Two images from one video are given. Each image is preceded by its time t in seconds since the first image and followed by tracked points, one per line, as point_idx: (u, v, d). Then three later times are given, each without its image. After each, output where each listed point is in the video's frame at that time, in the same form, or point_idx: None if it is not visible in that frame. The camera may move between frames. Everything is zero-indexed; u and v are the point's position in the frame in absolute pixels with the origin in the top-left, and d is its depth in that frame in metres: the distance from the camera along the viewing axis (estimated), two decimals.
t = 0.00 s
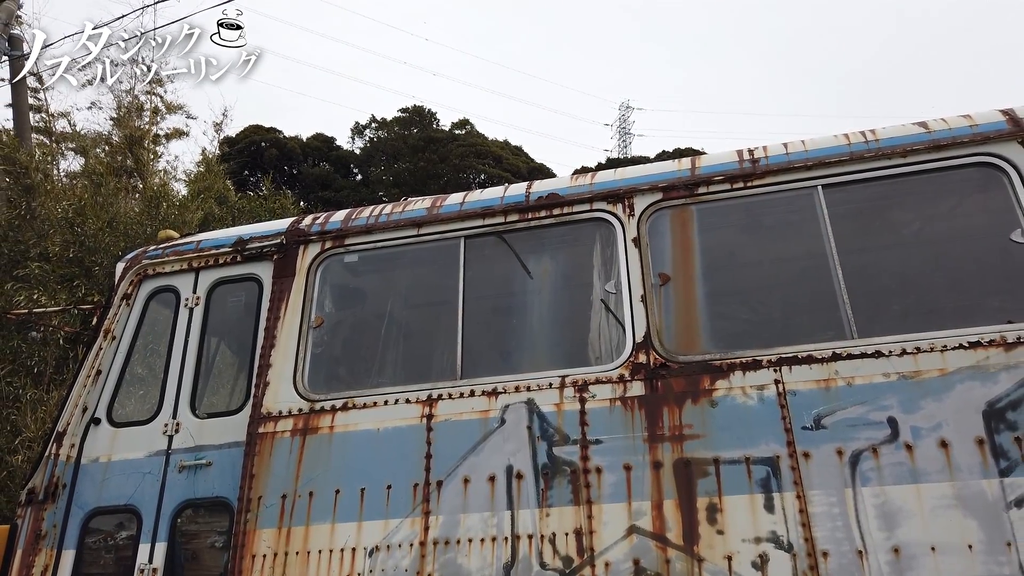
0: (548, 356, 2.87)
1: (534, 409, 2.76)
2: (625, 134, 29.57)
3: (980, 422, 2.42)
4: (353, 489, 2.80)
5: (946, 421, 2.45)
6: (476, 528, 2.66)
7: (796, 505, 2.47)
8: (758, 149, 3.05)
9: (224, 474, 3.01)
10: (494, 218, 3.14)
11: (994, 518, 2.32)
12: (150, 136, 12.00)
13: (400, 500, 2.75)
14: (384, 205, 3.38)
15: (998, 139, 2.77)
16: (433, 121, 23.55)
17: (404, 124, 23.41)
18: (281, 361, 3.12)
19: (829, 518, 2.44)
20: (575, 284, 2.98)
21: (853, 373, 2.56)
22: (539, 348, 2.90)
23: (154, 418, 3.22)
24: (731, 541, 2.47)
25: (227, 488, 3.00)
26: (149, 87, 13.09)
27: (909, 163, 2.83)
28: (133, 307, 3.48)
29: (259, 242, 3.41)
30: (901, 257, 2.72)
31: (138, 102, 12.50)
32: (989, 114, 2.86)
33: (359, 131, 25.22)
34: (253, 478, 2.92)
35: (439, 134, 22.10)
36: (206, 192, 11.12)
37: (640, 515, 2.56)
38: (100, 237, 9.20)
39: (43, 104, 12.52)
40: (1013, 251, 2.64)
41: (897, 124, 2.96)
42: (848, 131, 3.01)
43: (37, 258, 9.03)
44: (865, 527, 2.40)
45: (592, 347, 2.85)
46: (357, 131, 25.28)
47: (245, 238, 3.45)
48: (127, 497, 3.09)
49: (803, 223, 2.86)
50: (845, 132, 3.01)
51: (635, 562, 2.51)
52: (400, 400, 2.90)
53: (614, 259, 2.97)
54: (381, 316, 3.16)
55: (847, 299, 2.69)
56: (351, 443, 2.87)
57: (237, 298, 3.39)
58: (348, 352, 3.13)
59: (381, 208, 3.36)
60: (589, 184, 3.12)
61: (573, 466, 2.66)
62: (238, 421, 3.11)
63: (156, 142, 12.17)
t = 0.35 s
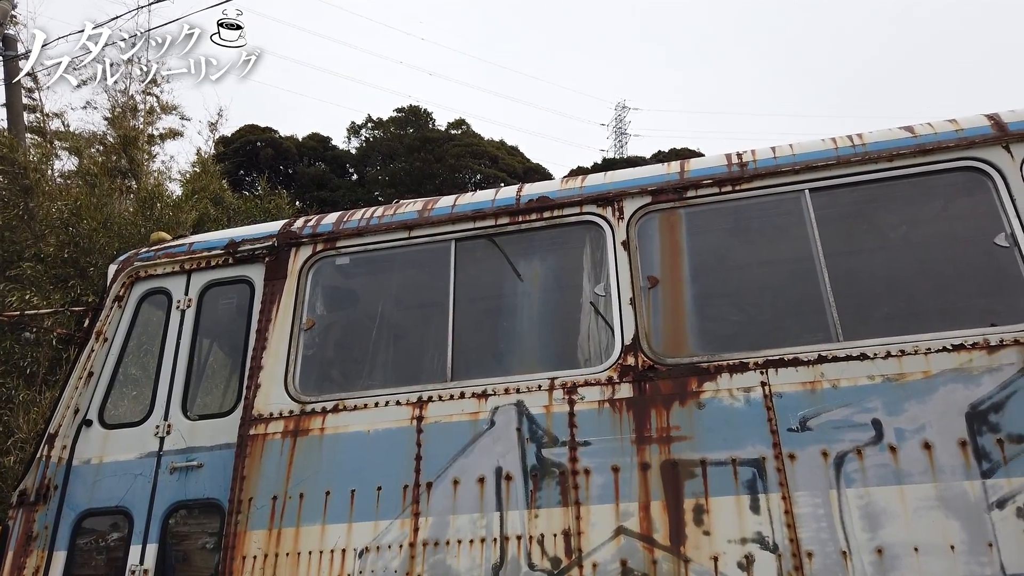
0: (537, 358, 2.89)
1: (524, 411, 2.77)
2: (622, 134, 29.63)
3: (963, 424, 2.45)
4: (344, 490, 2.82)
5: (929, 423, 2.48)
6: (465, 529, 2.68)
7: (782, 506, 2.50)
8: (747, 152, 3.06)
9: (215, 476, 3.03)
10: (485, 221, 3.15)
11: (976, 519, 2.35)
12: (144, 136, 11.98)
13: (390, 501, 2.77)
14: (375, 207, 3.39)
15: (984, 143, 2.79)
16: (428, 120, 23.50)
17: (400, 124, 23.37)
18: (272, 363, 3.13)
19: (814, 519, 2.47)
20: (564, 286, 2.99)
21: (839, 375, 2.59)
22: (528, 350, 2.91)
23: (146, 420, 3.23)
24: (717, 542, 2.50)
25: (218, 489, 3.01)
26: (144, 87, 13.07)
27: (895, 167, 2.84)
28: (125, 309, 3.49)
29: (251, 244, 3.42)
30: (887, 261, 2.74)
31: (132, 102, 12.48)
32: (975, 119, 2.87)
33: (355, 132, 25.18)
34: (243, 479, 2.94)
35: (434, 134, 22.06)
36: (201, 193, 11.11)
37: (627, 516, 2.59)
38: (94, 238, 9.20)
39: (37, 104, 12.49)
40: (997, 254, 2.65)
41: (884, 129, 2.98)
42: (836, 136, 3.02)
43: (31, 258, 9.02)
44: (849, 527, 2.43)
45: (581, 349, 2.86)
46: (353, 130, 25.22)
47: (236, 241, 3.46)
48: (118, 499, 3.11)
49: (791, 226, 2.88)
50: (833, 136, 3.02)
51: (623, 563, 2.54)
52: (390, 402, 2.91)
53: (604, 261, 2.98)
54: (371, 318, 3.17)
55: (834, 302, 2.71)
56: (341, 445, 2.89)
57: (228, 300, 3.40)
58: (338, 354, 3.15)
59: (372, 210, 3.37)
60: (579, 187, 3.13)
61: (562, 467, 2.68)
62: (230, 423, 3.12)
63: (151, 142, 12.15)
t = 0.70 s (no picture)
0: (503, 360, 2.90)
1: (489, 412, 2.79)
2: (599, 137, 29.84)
3: (915, 428, 2.52)
4: (307, 490, 2.81)
5: (883, 428, 2.54)
6: (427, 529, 2.69)
7: (739, 507, 2.55)
8: (712, 159, 3.11)
9: (175, 475, 2.99)
10: (454, 222, 3.16)
11: (925, 521, 2.42)
12: (111, 129, 11.78)
13: (353, 501, 2.76)
14: (344, 206, 3.38)
15: (940, 155, 2.86)
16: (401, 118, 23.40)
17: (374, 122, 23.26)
18: (236, 361, 3.10)
19: (770, 520, 2.52)
20: (532, 289, 3.01)
21: (797, 380, 2.64)
22: (494, 352, 2.92)
23: (105, 418, 3.18)
24: (676, 543, 2.55)
25: (179, 489, 2.98)
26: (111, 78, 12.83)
27: (855, 177, 2.91)
28: (86, 305, 3.43)
29: (216, 242, 3.39)
30: (845, 268, 2.80)
31: (98, 93, 12.24)
32: (933, 131, 2.95)
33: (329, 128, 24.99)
34: (205, 479, 2.91)
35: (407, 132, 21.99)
36: (169, 186, 10.95)
37: (589, 517, 2.62)
38: (57, 231, 9.02)
39: None
40: (951, 264, 2.72)
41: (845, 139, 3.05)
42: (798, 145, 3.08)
43: None
44: (804, 529, 2.49)
45: (547, 351, 2.88)
46: (325, 126, 25.01)
47: (202, 238, 3.42)
48: (76, 498, 3.06)
49: (754, 233, 2.93)
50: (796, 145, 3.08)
51: (583, 563, 2.57)
52: (355, 402, 2.91)
53: (571, 265, 3.00)
54: (338, 318, 3.16)
55: (793, 308, 2.77)
56: (305, 445, 2.87)
57: (193, 298, 3.36)
58: (304, 353, 3.13)
59: (341, 210, 3.35)
60: (548, 190, 3.15)
61: (526, 468, 2.70)
62: (192, 422, 3.09)
63: (118, 134, 11.93)
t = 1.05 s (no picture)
0: (458, 359, 2.90)
1: (443, 411, 2.79)
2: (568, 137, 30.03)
3: (857, 431, 2.60)
4: (257, 488, 2.78)
5: (827, 430, 2.61)
6: (379, 528, 2.68)
7: (687, 507, 2.60)
8: (669, 165, 3.16)
9: (122, 471, 2.93)
10: (413, 221, 3.15)
11: (865, 521, 2.50)
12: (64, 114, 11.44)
13: (304, 499, 2.74)
14: (302, 202, 3.34)
15: (887, 167, 2.95)
16: (364, 112, 23.10)
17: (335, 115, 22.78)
18: (188, 356, 3.05)
19: (717, 520, 2.58)
20: (490, 288, 3.02)
21: (745, 383, 2.70)
22: (451, 351, 2.93)
23: (50, 412, 3.09)
24: (625, 542, 2.59)
25: (125, 485, 2.92)
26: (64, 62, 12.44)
27: (806, 186, 2.99)
28: (31, 296, 3.33)
29: (169, 234, 3.32)
30: (795, 275, 2.87)
31: (50, 78, 11.86)
32: (881, 143, 3.04)
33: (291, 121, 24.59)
34: (152, 475, 2.85)
35: (368, 126, 21.58)
36: (121, 177, 10.73)
37: (540, 516, 2.64)
38: None
39: None
40: (895, 272, 2.81)
41: (797, 148, 3.12)
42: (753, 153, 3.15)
43: None
44: (749, 528, 2.55)
45: (503, 351, 2.89)
46: (286, 119, 24.68)
47: (154, 230, 3.35)
48: (17, 494, 2.97)
49: (708, 238, 2.98)
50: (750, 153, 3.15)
51: (534, 562, 2.59)
52: (309, 399, 2.88)
53: (529, 265, 3.02)
54: (294, 314, 3.13)
55: (743, 313, 2.83)
56: (257, 442, 2.84)
57: (144, 291, 3.29)
58: (258, 349, 3.09)
59: (299, 205, 3.32)
60: (508, 191, 3.16)
61: (479, 467, 2.71)
62: (140, 417, 3.03)
63: (71, 120, 11.59)
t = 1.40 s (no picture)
0: (423, 358, 2.90)
1: (407, 410, 2.78)
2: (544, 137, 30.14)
3: (815, 432, 2.65)
4: (217, 485, 2.74)
5: (786, 431, 2.66)
6: (340, 526, 2.66)
7: (649, 506, 2.63)
8: (637, 167, 3.19)
9: (77, 468, 2.87)
10: (380, 218, 3.13)
11: (821, 520, 2.55)
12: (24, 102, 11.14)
13: (265, 497, 2.71)
14: (268, 197, 3.30)
15: (848, 174, 3.01)
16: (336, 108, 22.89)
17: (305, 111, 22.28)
18: (147, 352, 2.99)
19: (677, 519, 2.61)
20: (457, 287, 3.01)
21: (707, 384, 2.74)
22: (416, 349, 2.92)
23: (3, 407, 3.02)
24: (587, 541, 2.61)
25: (80, 482, 2.86)
26: (26, 49, 12.12)
27: (769, 191, 3.04)
28: None
29: (130, 227, 3.26)
30: (758, 278, 2.92)
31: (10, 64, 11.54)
32: (842, 151, 3.10)
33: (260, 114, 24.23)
34: (109, 472, 2.80)
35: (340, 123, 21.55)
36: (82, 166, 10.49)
37: (503, 514, 2.65)
38: None
39: None
40: (854, 277, 2.87)
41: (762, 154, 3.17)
42: (719, 157, 3.19)
43: None
44: (709, 527, 2.59)
45: (469, 349, 2.89)
46: (253, 113, 24.33)
47: (115, 223, 3.29)
48: None
49: (674, 241, 3.01)
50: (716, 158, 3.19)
51: (496, 560, 2.60)
52: (272, 396, 2.85)
53: (496, 265, 3.02)
54: (258, 310, 3.09)
55: (706, 315, 2.86)
56: (218, 439, 2.80)
57: (103, 284, 3.22)
58: (220, 345, 3.04)
59: (264, 200, 3.28)
60: (476, 190, 3.16)
61: (442, 466, 2.71)
62: (97, 413, 2.96)
63: (31, 109, 11.29)
